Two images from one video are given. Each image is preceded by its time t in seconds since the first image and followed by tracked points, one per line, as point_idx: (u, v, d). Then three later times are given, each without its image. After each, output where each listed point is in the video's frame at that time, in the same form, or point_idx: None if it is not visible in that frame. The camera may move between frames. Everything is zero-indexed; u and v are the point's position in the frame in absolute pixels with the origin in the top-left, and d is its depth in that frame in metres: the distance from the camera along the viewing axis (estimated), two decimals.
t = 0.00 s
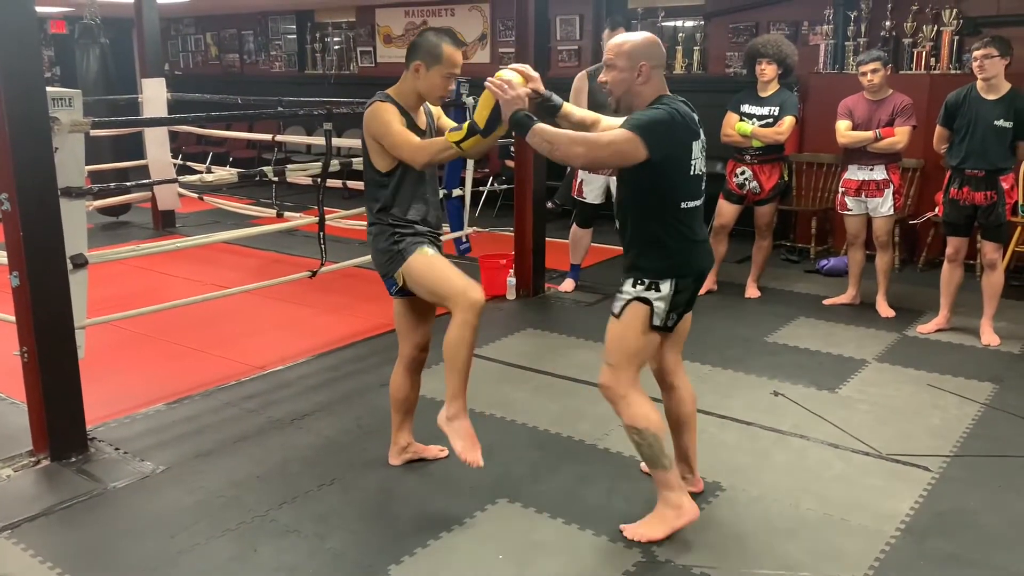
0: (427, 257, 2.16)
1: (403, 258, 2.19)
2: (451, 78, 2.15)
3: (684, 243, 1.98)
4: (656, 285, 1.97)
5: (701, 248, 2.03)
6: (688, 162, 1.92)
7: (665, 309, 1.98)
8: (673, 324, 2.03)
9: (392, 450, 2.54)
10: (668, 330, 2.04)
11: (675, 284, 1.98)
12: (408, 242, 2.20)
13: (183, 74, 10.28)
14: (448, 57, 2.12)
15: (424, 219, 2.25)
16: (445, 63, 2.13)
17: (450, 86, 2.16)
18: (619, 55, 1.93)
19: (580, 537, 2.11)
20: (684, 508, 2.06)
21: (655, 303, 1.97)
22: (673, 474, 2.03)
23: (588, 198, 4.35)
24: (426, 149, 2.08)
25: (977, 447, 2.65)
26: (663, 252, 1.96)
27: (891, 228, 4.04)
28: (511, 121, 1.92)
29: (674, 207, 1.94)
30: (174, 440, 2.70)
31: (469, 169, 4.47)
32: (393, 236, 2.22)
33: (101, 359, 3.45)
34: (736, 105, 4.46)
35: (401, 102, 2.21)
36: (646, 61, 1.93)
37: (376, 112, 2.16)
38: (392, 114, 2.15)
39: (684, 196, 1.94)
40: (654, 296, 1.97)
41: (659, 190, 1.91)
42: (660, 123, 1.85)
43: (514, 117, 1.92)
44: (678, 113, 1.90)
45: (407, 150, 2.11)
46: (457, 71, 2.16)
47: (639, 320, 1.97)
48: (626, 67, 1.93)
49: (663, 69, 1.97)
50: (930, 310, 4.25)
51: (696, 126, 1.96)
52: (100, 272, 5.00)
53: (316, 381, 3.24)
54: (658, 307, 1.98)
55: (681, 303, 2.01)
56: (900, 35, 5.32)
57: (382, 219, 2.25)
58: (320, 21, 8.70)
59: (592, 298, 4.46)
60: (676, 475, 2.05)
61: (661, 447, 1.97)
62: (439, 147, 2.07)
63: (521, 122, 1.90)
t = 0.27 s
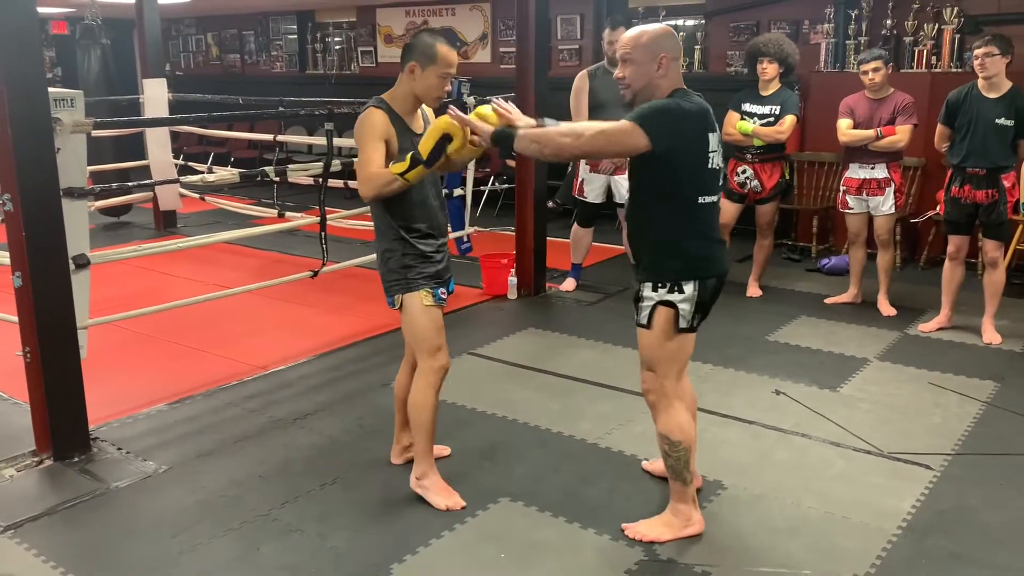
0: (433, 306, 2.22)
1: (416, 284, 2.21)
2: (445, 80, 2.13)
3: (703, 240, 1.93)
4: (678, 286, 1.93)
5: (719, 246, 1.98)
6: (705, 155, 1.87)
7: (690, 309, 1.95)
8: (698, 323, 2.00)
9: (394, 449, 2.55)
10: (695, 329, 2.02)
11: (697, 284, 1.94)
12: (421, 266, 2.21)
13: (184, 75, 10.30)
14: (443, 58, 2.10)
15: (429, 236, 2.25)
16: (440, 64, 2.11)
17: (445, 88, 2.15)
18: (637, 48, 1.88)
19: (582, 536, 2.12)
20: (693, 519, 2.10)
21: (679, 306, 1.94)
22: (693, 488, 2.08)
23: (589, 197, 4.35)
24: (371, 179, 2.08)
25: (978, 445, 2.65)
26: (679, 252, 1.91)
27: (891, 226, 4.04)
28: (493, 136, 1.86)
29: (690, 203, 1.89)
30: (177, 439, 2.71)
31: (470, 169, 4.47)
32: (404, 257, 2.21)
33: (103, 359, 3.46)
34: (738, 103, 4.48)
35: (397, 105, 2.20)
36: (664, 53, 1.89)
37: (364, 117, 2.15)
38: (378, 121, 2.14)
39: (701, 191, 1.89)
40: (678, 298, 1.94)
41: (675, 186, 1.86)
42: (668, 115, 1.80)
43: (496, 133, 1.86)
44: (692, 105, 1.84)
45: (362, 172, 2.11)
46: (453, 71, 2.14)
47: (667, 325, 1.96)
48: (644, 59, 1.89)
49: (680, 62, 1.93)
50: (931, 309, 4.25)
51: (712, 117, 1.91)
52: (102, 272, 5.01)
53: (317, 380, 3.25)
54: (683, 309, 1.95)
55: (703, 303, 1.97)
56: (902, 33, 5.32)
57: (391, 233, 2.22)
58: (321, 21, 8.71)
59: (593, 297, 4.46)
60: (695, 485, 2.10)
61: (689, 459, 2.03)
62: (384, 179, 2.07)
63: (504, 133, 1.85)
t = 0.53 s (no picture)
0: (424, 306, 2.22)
1: (409, 284, 2.21)
2: (437, 75, 2.14)
3: (718, 242, 1.91)
4: (686, 286, 1.92)
5: (732, 252, 1.96)
6: (727, 158, 1.86)
7: (697, 309, 1.93)
8: (706, 324, 1.97)
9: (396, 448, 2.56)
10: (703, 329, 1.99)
11: (706, 285, 1.92)
12: (414, 266, 2.21)
13: (186, 75, 10.32)
14: (433, 53, 2.11)
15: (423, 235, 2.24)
16: (430, 59, 2.12)
17: (437, 83, 2.16)
18: (642, 51, 1.88)
19: (585, 535, 2.12)
20: (695, 518, 2.10)
21: (685, 305, 1.93)
22: (696, 487, 2.07)
23: (591, 197, 4.35)
24: (372, 179, 2.07)
25: (980, 442, 2.66)
26: (689, 255, 1.90)
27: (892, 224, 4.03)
28: (610, 251, 1.79)
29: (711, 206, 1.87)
30: (180, 439, 2.71)
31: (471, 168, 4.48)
32: (398, 257, 2.22)
33: (106, 359, 3.47)
34: (739, 101, 4.48)
35: (391, 104, 2.20)
36: (670, 53, 1.88)
37: (357, 117, 2.15)
38: (372, 120, 2.14)
39: (720, 193, 1.88)
40: (685, 297, 1.92)
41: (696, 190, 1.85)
42: (694, 129, 1.78)
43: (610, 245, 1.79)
44: (712, 108, 1.83)
45: (362, 172, 2.10)
46: (443, 66, 2.16)
47: (674, 323, 1.94)
48: (650, 61, 1.88)
49: (686, 62, 1.93)
50: (933, 306, 4.25)
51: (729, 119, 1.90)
52: (104, 272, 5.03)
53: (320, 380, 3.26)
54: (689, 308, 1.93)
55: (712, 304, 1.95)
56: (903, 31, 5.32)
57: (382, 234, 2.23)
58: (322, 21, 8.72)
59: (595, 296, 4.46)
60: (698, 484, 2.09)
61: (694, 456, 2.03)
62: (386, 179, 2.06)
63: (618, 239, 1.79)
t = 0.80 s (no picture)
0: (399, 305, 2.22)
1: (385, 282, 2.22)
2: (434, 72, 2.15)
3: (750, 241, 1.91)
4: (712, 282, 1.91)
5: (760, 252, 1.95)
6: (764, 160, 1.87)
7: (722, 306, 1.92)
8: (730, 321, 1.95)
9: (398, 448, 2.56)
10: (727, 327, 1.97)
11: (733, 282, 1.91)
12: (392, 264, 2.22)
13: (186, 77, 10.33)
14: (430, 50, 2.12)
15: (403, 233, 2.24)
16: (427, 56, 2.13)
17: (435, 80, 2.16)
18: (675, 55, 1.89)
19: (586, 534, 2.12)
20: (695, 515, 2.09)
21: (711, 301, 1.91)
22: (697, 483, 2.06)
23: (591, 197, 4.36)
24: (367, 180, 2.11)
25: (981, 441, 2.66)
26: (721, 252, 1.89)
27: (892, 222, 4.02)
28: (673, 261, 1.89)
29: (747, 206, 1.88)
30: (182, 440, 2.72)
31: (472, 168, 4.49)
32: (377, 254, 2.22)
33: (108, 360, 3.48)
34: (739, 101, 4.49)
35: (389, 101, 2.21)
36: (702, 57, 1.88)
37: (353, 114, 2.15)
38: (368, 117, 2.14)
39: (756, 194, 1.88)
40: (710, 293, 1.91)
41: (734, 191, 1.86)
42: (740, 132, 1.78)
43: (673, 254, 1.89)
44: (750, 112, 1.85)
45: (358, 172, 2.13)
46: (441, 63, 2.16)
47: (695, 318, 1.93)
48: (683, 65, 1.89)
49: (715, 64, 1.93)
50: (934, 305, 4.25)
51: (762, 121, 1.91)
52: (106, 274, 5.04)
53: (321, 380, 3.26)
54: (714, 304, 1.91)
55: (738, 302, 1.94)
56: (903, 30, 5.32)
57: (365, 229, 2.24)
58: (322, 23, 8.72)
59: (596, 296, 4.46)
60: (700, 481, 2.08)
61: (698, 451, 2.01)
62: (381, 179, 2.09)
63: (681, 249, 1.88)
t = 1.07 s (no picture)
0: (368, 306, 2.25)
1: (355, 282, 2.25)
2: (418, 70, 2.16)
3: (774, 237, 1.97)
4: (734, 273, 1.98)
5: (790, 246, 2.01)
6: (786, 157, 1.92)
7: (742, 297, 1.99)
8: (752, 315, 2.02)
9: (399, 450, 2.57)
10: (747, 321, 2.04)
11: (754, 275, 1.98)
12: (364, 266, 2.24)
13: (186, 79, 10.34)
14: (414, 49, 2.14)
15: (377, 234, 2.24)
16: (410, 54, 2.14)
17: (418, 79, 2.17)
18: (707, 57, 1.95)
19: (586, 534, 2.13)
20: (695, 497, 2.12)
21: (731, 291, 1.99)
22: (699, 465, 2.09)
23: (591, 198, 4.36)
24: (353, 177, 2.12)
25: (980, 441, 2.66)
26: (744, 246, 1.97)
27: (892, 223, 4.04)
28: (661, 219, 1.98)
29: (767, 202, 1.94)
30: (182, 442, 2.72)
31: (472, 170, 4.49)
32: (351, 253, 2.26)
33: (107, 362, 3.48)
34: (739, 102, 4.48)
35: (372, 101, 2.21)
36: (733, 58, 1.94)
37: (335, 112, 2.15)
38: (350, 115, 2.14)
39: (778, 190, 1.94)
40: (731, 283, 1.98)
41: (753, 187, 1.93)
42: (755, 133, 1.86)
43: (657, 217, 1.98)
44: (773, 111, 1.90)
45: (344, 170, 2.14)
46: (424, 62, 2.18)
47: (714, 305, 1.99)
48: (714, 67, 1.95)
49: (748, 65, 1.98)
50: (933, 305, 4.25)
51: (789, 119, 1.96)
52: (105, 276, 5.04)
53: (321, 382, 3.26)
54: (734, 295, 1.99)
55: (760, 296, 2.00)
56: (902, 31, 5.32)
57: (343, 231, 2.29)
58: (321, 24, 8.73)
59: (595, 297, 4.47)
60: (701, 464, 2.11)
61: (701, 434, 2.04)
62: (368, 175, 2.10)
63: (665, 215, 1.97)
